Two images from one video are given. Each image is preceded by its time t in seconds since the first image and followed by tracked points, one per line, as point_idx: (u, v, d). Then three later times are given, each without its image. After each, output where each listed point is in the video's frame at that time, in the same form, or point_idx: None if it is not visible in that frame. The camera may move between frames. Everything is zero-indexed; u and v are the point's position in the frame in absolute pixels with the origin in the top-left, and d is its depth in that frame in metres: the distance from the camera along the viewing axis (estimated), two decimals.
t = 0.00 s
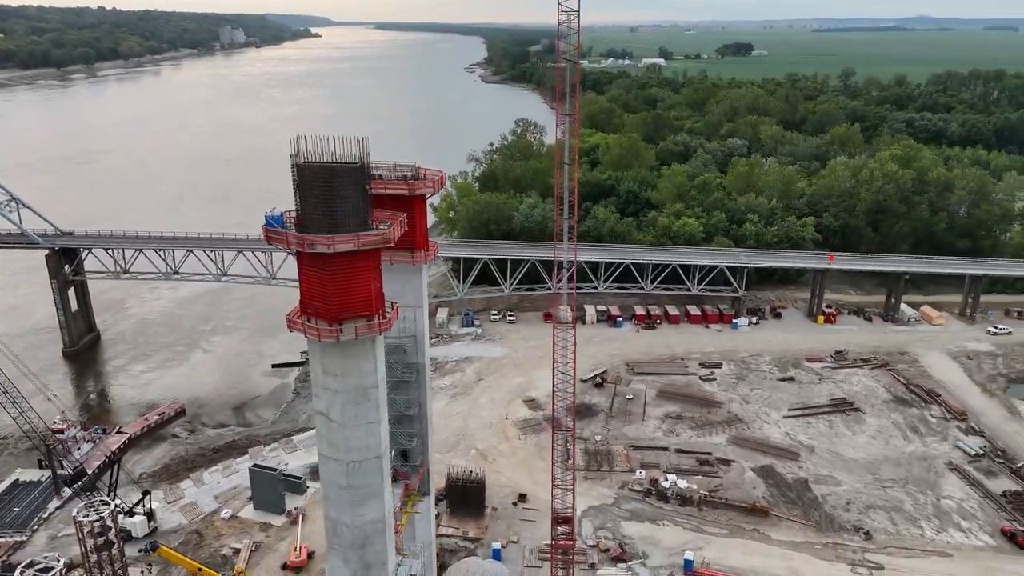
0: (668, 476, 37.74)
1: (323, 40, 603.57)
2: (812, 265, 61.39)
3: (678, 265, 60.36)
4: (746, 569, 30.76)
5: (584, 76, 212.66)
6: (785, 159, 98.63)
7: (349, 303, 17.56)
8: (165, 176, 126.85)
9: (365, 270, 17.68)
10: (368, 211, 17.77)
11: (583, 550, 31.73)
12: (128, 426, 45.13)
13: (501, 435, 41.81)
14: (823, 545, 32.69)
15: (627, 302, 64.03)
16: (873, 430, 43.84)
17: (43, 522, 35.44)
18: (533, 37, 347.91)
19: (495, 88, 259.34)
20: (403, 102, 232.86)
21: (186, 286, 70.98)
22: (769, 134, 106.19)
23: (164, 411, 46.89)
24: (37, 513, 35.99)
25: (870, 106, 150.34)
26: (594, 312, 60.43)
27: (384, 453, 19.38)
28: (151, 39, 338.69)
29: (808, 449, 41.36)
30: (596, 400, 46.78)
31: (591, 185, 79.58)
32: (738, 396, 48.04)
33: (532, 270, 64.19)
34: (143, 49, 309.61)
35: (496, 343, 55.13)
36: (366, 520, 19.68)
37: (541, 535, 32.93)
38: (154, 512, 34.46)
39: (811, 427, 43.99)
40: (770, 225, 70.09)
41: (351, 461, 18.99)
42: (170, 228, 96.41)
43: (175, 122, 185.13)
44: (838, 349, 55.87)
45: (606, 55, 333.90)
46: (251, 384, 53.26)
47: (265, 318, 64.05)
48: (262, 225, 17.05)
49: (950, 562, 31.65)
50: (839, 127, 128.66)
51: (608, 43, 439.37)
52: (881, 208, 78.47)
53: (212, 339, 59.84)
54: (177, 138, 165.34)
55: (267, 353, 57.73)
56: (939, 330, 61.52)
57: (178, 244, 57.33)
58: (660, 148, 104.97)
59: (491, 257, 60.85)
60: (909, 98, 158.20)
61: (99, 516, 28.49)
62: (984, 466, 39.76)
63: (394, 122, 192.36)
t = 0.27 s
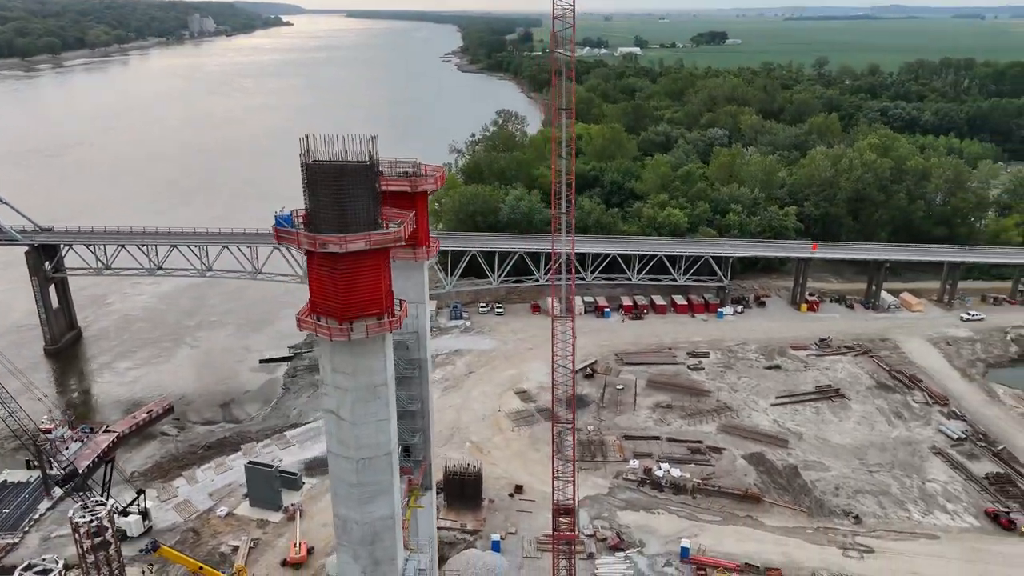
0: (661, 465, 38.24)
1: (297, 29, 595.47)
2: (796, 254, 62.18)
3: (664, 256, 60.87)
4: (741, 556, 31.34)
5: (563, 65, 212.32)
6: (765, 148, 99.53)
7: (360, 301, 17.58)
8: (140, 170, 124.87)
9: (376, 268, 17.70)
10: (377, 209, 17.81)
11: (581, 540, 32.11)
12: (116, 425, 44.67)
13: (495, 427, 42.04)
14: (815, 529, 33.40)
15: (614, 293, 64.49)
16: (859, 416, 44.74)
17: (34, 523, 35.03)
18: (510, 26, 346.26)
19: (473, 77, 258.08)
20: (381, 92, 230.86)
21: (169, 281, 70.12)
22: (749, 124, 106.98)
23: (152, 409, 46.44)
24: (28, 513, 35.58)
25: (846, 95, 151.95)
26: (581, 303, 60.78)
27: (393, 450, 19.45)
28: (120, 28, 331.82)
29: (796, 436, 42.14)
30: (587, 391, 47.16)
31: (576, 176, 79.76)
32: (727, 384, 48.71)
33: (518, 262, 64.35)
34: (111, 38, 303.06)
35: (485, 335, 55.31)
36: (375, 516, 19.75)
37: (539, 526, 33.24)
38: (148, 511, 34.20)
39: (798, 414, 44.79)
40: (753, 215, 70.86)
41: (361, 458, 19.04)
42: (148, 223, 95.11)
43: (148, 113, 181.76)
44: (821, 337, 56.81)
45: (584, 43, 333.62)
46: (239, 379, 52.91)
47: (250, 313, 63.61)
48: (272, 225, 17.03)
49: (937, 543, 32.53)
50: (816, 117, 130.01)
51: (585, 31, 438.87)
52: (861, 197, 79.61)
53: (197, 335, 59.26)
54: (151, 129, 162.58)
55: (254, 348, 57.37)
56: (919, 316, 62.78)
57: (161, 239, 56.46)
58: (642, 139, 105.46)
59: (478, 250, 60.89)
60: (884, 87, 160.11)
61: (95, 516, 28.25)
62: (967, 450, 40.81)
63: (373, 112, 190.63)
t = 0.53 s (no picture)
0: (655, 454, 38.76)
1: (269, 18, 586.53)
2: (779, 243, 62.95)
3: (651, 247, 61.33)
4: (737, 542, 31.93)
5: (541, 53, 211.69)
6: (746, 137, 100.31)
7: (372, 300, 17.61)
8: (114, 163, 122.65)
9: (387, 266, 17.70)
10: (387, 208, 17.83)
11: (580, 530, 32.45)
12: (104, 424, 44.13)
13: (488, 420, 42.23)
14: (807, 514, 34.09)
15: (600, 283, 64.88)
16: (845, 402, 45.65)
17: (26, 525, 34.59)
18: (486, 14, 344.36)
19: (450, 65, 256.46)
20: (357, 82, 228.64)
21: (150, 277, 69.16)
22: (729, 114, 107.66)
23: (140, 408, 45.94)
24: (19, 515, 35.09)
25: (821, 83, 153.58)
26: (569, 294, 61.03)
27: (403, 447, 19.56)
28: (87, 17, 324.19)
29: (785, 423, 42.91)
30: (578, 381, 47.47)
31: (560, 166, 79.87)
32: (715, 373, 49.38)
33: (505, 254, 64.42)
34: (78, 27, 296.07)
35: (474, 328, 55.41)
36: (386, 513, 19.86)
37: (538, 516, 33.57)
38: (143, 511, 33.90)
39: (786, 401, 45.59)
40: (736, 205, 71.53)
41: (372, 456, 19.13)
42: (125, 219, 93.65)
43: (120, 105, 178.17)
44: (805, 325, 57.71)
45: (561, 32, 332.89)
46: (227, 375, 52.49)
47: (235, 308, 63.06)
48: (283, 225, 16.96)
49: (925, 525, 33.42)
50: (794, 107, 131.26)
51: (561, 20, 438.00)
52: (840, 185, 80.68)
53: (182, 331, 58.60)
54: (124, 122, 159.53)
55: (241, 344, 56.92)
56: (899, 303, 63.99)
57: (143, 234, 55.48)
58: (623, 129, 105.81)
59: (465, 242, 60.83)
60: (858, 75, 161.88)
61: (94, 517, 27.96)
62: (950, 433, 41.88)
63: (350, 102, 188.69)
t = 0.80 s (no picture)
0: (648, 443, 39.27)
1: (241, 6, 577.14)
2: (763, 232, 63.74)
3: (637, 237, 61.79)
4: (733, 528, 32.53)
5: (519, 42, 210.74)
6: (726, 127, 101.09)
7: (384, 298, 17.66)
8: (88, 157, 120.41)
9: (398, 265, 17.76)
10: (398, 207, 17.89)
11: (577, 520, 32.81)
12: (92, 422, 43.61)
13: (482, 412, 42.42)
14: (799, 500, 34.80)
15: (587, 274, 65.21)
16: (831, 389, 46.54)
17: (19, 526, 34.20)
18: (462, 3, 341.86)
19: (428, 55, 254.54)
20: (334, 72, 226.16)
21: (132, 273, 68.19)
22: (709, 103, 108.34)
23: (128, 406, 45.47)
24: (11, 517, 34.63)
25: (798, 72, 154.99)
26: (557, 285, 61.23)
27: (413, 444, 19.67)
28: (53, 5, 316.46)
29: (774, 411, 43.68)
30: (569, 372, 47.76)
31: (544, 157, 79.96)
32: (704, 361, 50.03)
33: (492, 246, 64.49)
34: (44, 15, 289.04)
35: (464, 320, 55.49)
36: (396, 509, 19.99)
37: (536, 507, 33.89)
38: (139, 510, 33.63)
39: (774, 389, 46.40)
40: (719, 194, 72.19)
41: (383, 453, 19.21)
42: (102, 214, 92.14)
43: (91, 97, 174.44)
44: (790, 313, 58.58)
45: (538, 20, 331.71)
46: (215, 372, 52.06)
47: (221, 304, 62.48)
48: (295, 225, 16.97)
49: (913, 508, 34.31)
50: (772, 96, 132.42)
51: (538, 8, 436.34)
52: (820, 174, 81.76)
53: (167, 328, 57.93)
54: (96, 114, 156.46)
55: (228, 340, 56.45)
56: (880, 290, 65.14)
57: (126, 230, 54.52)
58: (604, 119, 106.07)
59: (453, 235, 60.77)
60: (834, 63, 163.55)
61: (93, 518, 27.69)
62: (933, 418, 42.93)
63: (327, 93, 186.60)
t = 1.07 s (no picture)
0: (642, 432, 39.76)
1: None
2: (748, 221, 64.48)
3: (624, 228, 62.22)
4: (728, 514, 33.12)
5: (497, 29, 209.38)
6: (707, 116, 101.75)
7: (396, 296, 17.71)
8: (60, 150, 117.96)
9: (410, 263, 17.79)
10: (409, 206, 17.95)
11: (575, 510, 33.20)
12: (81, 421, 43.12)
13: (476, 404, 42.61)
14: (791, 485, 35.55)
15: (574, 265, 65.52)
16: (818, 375, 47.43)
17: (12, 528, 33.79)
18: None
19: (404, 43, 252.17)
20: (310, 61, 223.31)
21: (113, 268, 67.18)
22: (690, 92, 108.88)
23: (117, 404, 45.03)
24: (4, 519, 34.18)
25: (774, 60, 156.22)
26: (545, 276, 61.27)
27: (423, 440, 19.79)
28: None
29: (763, 398, 44.46)
30: (561, 362, 48.03)
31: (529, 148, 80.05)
32: (693, 350, 50.66)
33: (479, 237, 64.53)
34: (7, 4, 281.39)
35: (453, 313, 55.61)
36: (407, 505, 20.12)
37: (534, 498, 34.22)
38: (135, 509, 33.48)
39: (763, 376, 47.19)
40: (703, 184, 72.82)
41: (395, 449, 19.32)
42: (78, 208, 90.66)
43: (61, 88, 170.62)
44: (775, 301, 59.44)
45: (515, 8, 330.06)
46: (204, 368, 51.65)
47: (206, 300, 61.89)
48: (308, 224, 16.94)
49: (902, 491, 35.18)
50: (751, 85, 133.38)
51: None
52: (801, 163, 82.76)
53: (153, 325, 57.28)
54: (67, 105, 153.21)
55: (215, 336, 56.01)
56: (861, 277, 66.24)
57: (109, 226, 53.59)
58: (586, 109, 106.18)
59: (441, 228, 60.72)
60: (810, 52, 165.04)
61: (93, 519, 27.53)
62: (917, 402, 43.96)
63: (304, 82, 184.36)
